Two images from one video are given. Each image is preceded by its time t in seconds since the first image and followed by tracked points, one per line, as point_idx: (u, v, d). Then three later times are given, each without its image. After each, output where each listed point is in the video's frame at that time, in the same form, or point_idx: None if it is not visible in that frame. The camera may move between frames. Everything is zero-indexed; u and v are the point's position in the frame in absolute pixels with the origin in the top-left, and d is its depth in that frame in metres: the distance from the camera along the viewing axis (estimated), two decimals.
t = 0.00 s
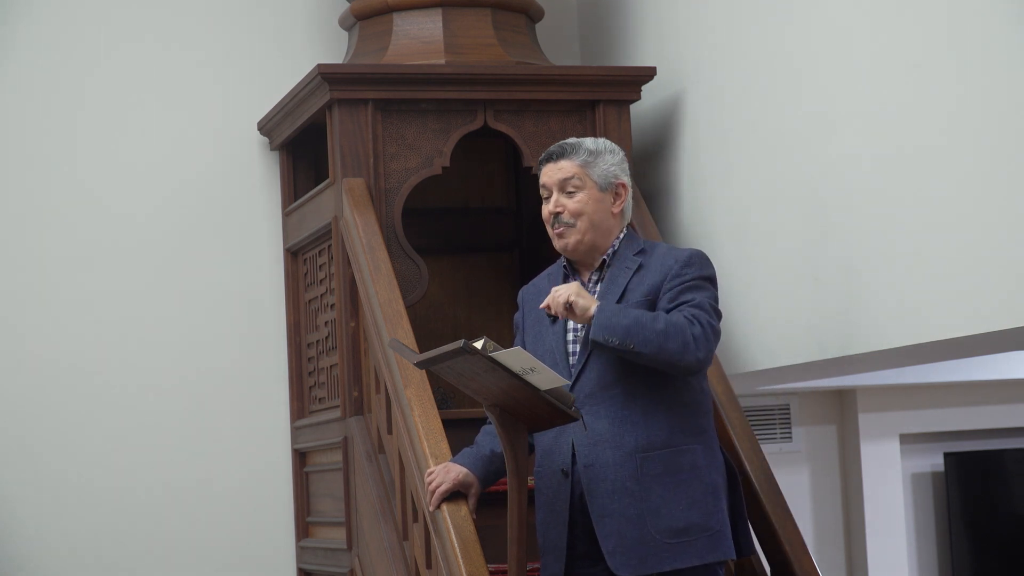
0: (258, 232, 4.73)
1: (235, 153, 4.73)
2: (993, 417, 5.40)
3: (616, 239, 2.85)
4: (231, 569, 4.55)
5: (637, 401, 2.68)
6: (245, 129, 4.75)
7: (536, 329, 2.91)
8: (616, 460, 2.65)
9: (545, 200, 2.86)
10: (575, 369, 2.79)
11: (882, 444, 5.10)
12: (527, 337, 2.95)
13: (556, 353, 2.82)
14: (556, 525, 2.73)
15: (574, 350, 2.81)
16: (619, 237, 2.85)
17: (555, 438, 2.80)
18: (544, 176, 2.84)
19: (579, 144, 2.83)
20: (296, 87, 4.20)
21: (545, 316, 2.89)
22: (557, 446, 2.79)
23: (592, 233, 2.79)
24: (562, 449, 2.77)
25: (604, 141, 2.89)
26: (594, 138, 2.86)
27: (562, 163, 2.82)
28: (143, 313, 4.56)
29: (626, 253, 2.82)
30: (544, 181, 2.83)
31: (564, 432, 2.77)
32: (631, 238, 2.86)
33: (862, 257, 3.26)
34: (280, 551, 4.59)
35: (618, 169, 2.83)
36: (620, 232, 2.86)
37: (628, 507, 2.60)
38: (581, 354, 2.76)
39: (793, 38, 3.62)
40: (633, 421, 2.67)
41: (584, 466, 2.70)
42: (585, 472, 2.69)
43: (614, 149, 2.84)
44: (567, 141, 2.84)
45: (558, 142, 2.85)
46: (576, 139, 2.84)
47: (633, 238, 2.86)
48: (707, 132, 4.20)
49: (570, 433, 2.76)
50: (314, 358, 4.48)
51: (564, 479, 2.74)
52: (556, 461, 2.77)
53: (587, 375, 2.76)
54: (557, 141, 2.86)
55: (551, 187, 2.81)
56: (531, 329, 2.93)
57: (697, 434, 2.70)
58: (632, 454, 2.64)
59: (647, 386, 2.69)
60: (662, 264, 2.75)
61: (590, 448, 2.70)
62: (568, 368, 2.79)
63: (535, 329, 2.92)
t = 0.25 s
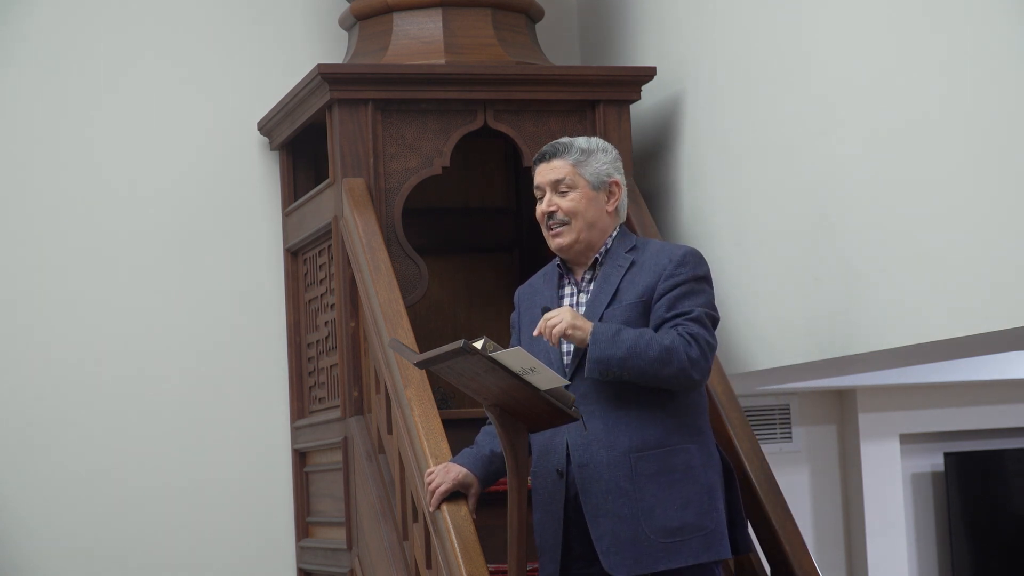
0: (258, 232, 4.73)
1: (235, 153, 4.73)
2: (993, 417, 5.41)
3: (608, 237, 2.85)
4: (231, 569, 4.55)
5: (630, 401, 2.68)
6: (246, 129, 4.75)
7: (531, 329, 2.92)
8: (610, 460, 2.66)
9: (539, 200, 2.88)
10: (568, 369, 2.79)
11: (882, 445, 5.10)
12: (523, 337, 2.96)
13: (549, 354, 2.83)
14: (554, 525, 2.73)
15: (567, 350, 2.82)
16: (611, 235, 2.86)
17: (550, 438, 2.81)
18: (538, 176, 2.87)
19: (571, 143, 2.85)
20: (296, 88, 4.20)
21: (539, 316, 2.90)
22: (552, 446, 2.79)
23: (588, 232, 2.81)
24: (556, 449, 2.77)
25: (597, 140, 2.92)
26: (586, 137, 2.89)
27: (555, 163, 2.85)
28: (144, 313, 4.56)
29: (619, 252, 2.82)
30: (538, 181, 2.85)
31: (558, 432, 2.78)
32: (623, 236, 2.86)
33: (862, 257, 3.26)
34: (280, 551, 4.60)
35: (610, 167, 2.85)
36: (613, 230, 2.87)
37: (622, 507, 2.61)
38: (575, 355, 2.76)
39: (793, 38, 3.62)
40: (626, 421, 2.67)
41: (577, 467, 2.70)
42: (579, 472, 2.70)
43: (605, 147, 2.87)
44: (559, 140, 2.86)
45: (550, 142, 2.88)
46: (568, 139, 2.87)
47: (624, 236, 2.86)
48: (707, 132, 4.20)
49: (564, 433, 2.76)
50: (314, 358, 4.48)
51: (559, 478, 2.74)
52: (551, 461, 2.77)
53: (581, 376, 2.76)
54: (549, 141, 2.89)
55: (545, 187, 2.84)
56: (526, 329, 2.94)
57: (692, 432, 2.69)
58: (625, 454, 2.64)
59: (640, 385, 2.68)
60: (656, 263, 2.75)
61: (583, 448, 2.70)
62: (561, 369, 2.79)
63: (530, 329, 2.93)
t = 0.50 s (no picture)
0: (258, 232, 4.73)
1: (235, 153, 4.73)
2: (994, 417, 5.41)
3: (605, 238, 2.86)
4: (231, 569, 4.55)
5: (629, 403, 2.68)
6: (246, 129, 4.75)
7: (528, 330, 2.92)
8: (609, 462, 2.66)
9: (534, 204, 2.89)
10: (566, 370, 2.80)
11: (882, 445, 5.10)
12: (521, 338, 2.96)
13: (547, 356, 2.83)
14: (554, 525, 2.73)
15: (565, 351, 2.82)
16: (608, 236, 2.86)
17: (549, 439, 2.81)
18: (532, 181, 2.88)
19: (564, 146, 2.85)
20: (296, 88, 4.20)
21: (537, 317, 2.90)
22: (551, 448, 2.79)
23: (583, 234, 2.81)
24: (555, 451, 2.77)
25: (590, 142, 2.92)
26: (579, 140, 2.89)
27: (548, 166, 2.85)
28: (143, 313, 4.56)
29: (616, 253, 2.82)
30: (532, 185, 2.86)
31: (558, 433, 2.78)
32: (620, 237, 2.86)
33: (862, 258, 3.26)
34: (280, 551, 4.60)
35: (604, 169, 2.85)
36: (610, 231, 2.87)
37: (622, 508, 2.61)
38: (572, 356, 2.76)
39: (793, 38, 3.62)
40: (625, 423, 2.67)
41: (576, 468, 2.70)
42: (577, 474, 2.69)
43: (598, 149, 2.87)
44: (552, 144, 2.86)
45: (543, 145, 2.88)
46: (561, 141, 2.87)
47: (621, 236, 2.86)
48: (707, 133, 4.20)
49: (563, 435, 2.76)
50: (314, 358, 4.48)
51: (558, 480, 2.74)
52: (550, 463, 2.77)
53: (579, 377, 2.76)
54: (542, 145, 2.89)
55: (539, 191, 2.84)
56: (524, 330, 2.94)
57: (691, 434, 2.69)
58: (625, 456, 2.64)
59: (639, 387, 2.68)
60: (653, 264, 2.74)
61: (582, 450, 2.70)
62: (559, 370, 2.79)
63: (527, 330, 2.93)
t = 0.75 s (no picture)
0: (258, 232, 4.73)
1: (235, 153, 4.73)
2: (993, 417, 5.41)
3: (602, 237, 2.86)
4: (231, 569, 4.55)
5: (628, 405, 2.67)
6: (246, 129, 4.75)
7: (526, 331, 2.92)
8: (609, 463, 2.66)
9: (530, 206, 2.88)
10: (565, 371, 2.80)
11: (882, 445, 5.11)
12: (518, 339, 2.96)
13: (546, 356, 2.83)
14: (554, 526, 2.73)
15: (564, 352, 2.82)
16: (605, 236, 2.87)
17: (549, 441, 2.81)
18: (527, 182, 2.87)
19: (559, 147, 2.85)
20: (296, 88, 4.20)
21: (534, 318, 2.90)
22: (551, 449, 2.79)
23: (580, 235, 2.81)
24: (555, 452, 2.77)
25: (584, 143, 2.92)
26: (573, 141, 2.89)
27: (544, 167, 2.84)
28: (144, 313, 4.56)
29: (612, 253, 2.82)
30: (528, 187, 2.85)
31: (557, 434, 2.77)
32: (617, 236, 2.87)
33: (862, 258, 3.26)
34: (280, 551, 4.60)
35: (599, 169, 2.86)
36: (606, 231, 2.88)
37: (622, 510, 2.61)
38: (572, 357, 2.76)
39: (793, 38, 3.62)
40: (625, 424, 2.67)
41: (576, 470, 2.69)
42: (577, 475, 2.69)
43: (593, 149, 2.87)
44: (546, 145, 2.86)
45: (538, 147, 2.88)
46: (555, 143, 2.87)
47: (618, 236, 2.87)
48: (706, 133, 4.20)
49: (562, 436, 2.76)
50: (314, 358, 4.48)
51: (558, 482, 2.74)
52: (549, 464, 2.77)
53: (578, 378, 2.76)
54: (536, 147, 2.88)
55: (535, 192, 2.83)
56: (522, 331, 2.94)
57: (690, 435, 2.69)
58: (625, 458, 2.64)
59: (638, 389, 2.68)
60: (649, 265, 2.74)
61: (582, 451, 2.70)
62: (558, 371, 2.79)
63: (525, 331, 2.93)
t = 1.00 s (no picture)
0: (258, 232, 4.73)
1: (235, 152, 4.73)
2: (993, 417, 5.41)
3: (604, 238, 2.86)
4: (231, 569, 4.55)
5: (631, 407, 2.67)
6: (246, 129, 4.75)
7: (526, 331, 2.92)
8: (612, 465, 2.65)
9: (534, 204, 2.84)
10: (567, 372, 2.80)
11: (882, 444, 5.10)
12: (517, 339, 2.95)
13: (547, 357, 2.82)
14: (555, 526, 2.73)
15: (566, 353, 2.82)
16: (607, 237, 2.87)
17: (551, 442, 2.80)
18: (534, 181, 2.82)
19: (569, 147, 2.83)
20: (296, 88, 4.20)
21: (535, 319, 2.90)
22: (553, 450, 2.79)
23: (589, 237, 2.80)
24: (557, 454, 2.77)
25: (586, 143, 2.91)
26: (580, 141, 2.87)
27: (554, 167, 2.81)
28: (144, 313, 4.56)
29: (615, 255, 2.83)
30: (537, 186, 2.81)
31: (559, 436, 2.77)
32: (618, 238, 2.87)
33: (862, 258, 3.26)
34: (280, 551, 4.60)
35: (606, 171, 2.86)
36: (608, 232, 2.88)
37: (626, 512, 2.61)
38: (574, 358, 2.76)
39: (793, 38, 3.62)
40: (627, 427, 2.67)
41: (579, 472, 2.69)
42: (581, 477, 2.69)
43: (599, 151, 2.87)
44: (555, 144, 2.83)
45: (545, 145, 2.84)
46: (564, 142, 2.84)
47: (619, 238, 2.87)
48: (706, 133, 4.20)
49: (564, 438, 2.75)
50: (314, 358, 4.48)
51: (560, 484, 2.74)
52: (552, 466, 2.77)
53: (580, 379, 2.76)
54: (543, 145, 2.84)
55: (544, 192, 2.80)
56: (521, 331, 2.93)
57: (693, 436, 2.69)
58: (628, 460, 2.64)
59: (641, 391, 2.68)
60: (653, 267, 2.75)
61: (585, 454, 2.70)
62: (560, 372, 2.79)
63: (524, 331, 2.92)
